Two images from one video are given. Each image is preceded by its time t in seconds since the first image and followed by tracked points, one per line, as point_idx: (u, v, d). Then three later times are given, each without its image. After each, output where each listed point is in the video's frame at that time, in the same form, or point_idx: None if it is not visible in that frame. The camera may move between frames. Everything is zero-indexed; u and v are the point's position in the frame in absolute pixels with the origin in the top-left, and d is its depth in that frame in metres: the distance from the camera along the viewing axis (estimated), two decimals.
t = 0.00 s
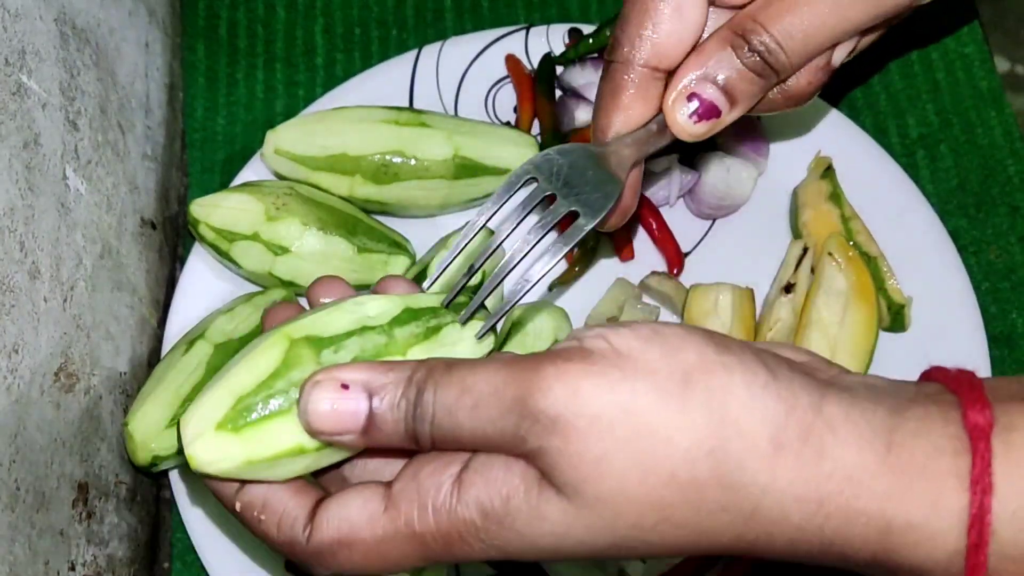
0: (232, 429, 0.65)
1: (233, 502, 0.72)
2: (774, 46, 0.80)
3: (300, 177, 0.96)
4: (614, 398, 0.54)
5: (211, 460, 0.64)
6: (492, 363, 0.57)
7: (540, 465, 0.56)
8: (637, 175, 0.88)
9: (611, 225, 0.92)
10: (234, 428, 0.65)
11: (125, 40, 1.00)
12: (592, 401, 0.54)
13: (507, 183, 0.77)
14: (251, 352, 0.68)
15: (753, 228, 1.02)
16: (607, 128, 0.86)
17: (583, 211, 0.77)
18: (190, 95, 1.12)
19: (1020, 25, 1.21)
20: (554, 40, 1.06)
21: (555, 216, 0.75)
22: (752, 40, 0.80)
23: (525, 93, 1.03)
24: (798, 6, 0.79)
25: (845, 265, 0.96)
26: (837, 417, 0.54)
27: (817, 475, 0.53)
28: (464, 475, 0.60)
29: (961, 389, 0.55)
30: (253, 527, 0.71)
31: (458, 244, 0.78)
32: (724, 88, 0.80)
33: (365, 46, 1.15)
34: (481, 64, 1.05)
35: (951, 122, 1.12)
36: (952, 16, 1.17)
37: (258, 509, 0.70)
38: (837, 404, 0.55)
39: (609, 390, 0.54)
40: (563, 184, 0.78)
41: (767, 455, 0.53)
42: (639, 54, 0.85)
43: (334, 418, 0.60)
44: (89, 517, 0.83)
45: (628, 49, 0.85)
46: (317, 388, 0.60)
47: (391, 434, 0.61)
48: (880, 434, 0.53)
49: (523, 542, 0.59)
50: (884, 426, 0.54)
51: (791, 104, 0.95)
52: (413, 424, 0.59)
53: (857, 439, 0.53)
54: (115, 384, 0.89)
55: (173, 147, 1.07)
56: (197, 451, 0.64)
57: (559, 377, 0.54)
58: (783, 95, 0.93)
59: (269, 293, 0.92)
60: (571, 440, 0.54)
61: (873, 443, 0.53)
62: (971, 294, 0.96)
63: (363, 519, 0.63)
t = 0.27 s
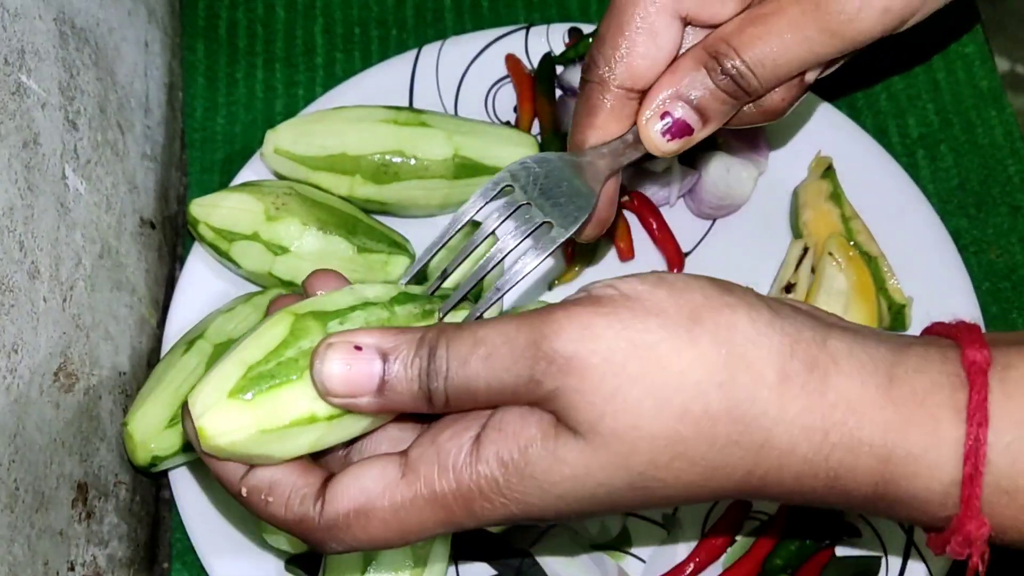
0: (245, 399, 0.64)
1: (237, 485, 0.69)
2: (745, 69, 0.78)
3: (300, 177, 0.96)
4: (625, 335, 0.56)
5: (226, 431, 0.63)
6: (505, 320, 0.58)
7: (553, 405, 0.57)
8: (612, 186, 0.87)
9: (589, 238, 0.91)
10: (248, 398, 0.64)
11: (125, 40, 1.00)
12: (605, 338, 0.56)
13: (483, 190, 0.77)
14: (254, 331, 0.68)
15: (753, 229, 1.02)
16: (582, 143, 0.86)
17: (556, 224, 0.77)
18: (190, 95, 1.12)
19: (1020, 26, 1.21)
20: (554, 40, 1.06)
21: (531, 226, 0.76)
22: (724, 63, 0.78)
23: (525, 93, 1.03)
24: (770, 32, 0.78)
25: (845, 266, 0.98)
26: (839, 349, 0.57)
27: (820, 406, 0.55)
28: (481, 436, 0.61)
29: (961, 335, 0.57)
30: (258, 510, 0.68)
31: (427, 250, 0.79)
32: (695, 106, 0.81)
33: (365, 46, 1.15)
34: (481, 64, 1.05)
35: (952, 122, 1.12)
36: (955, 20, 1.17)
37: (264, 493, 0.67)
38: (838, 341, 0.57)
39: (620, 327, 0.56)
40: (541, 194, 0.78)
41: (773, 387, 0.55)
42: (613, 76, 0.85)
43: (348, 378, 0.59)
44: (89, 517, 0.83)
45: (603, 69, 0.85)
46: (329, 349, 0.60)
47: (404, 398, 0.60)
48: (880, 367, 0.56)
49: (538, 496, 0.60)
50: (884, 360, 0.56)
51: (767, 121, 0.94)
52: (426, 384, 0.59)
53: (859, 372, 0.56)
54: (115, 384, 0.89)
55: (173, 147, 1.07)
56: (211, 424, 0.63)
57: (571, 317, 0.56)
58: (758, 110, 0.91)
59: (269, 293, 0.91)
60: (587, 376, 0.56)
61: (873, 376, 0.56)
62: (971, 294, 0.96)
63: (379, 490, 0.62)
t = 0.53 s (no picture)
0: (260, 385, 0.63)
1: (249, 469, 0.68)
2: (716, 102, 0.77)
3: (300, 177, 0.96)
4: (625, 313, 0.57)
5: (242, 416, 0.63)
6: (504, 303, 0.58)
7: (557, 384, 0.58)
8: (590, 211, 0.88)
9: (566, 259, 0.93)
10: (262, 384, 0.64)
11: (125, 40, 1.00)
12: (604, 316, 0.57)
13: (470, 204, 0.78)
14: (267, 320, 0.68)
15: (753, 228, 1.02)
16: (561, 167, 0.87)
17: (534, 245, 0.78)
18: (190, 94, 1.12)
19: (1020, 26, 1.21)
20: (554, 40, 1.06)
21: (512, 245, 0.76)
22: (696, 96, 0.77)
23: (525, 93, 1.04)
24: (742, 68, 0.75)
25: (845, 265, 0.97)
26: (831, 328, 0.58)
27: (816, 381, 0.57)
28: (490, 419, 0.61)
29: (956, 315, 0.59)
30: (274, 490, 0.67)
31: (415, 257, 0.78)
32: (668, 136, 0.80)
33: (365, 46, 1.15)
34: (481, 64, 1.05)
35: (952, 122, 1.12)
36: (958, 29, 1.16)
37: (283, 478, 0.66)
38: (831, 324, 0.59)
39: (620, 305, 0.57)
40: (522, 214, 0.79)
41: (771, 362, 0.57)
42: (591, 105, 0.86)
43: (358, 361, 0.58)
44: (89, 517, 0.83)
45: (581, 98, 0.86)
46: (340, 332, 0.59)
47: (414, 380, 0.59)
48: (873, 344, 0.58)
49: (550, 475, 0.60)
50: (875, 338, 0.58)
51: (742, 150, 0.92)
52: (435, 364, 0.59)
53: (852, 349, 0.58)
54: (115, 384, 0.89)
55: (173, 147, 1.07)
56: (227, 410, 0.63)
57: (572, 297, 0.57)
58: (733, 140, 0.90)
59: (269, 293, 0.91)
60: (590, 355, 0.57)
61: (868, 353, 0.58)
62: (971, 295, 0.96)
63: (393, 471, 0.62)
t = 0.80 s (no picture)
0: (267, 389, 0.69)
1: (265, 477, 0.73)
2: (734, 75, 0.78)
3: (300, 177, 0.96)
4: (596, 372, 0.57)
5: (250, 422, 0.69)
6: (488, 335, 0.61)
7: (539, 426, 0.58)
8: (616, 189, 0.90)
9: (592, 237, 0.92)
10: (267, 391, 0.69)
11: (125, 40, 1.00)
12: (590, 369, 0.57)
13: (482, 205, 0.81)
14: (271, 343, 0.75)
15: (753, 228, 1.02)
16: (580, 153, 0.88)
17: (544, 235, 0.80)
18: (190, 94, 1.12)
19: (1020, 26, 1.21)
20: (554, 40, 1.06)
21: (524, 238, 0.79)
22: (713, 69, 0.78)
23: (525, 93, 1.04)
24: (755, 39, 0.76)
25: (845, 266, 0.96)
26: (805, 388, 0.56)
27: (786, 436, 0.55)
28: (472, 478, 0.62)
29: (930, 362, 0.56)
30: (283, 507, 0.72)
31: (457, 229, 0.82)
32: (688, 112, 0.80)
33: (365, 46, 1.15)
34: (481, 63, 1.05)
35: (952, 122, 1.12)
36: (957, 12, 1.17)
37: (291, 496, 0.71)
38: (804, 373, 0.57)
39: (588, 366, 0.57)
40: (528, 215, 0.81)
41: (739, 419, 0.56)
42: (608, 84, 0.86)
43: (344, 369, 0.62)
44: (89, 517, 0.83)
45: (598, 79, 0.87)
46: (332, 339, 0.63)
47: (398, 395, 0.63)
48: (845, 396, 0.56)
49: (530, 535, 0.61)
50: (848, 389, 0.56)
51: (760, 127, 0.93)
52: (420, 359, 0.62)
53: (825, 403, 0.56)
54: (115, 384, 0.89)
55: (173, 147, 1.07)
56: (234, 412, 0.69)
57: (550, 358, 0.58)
58: (750, 118, 0.92)
59: (269, 293, 0.91)
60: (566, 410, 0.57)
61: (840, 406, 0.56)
62: (972, 295, 0.96)
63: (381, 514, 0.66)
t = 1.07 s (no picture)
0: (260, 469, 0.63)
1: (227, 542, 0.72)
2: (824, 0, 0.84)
3: (300, 177, 0.96)
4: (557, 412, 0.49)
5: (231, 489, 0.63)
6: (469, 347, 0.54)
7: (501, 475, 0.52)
8: (685, 136, 0.92)
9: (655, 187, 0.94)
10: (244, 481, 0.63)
11: (125, 39, 1.00)
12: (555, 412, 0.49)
13: (562, 136, 0.78)
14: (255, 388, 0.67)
15: (753, 228, 1.02)
16: (662, 88, 0.89)
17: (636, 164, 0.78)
18: (190, 95, 1.12)
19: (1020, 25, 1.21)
20: (554, 40, 1.06)
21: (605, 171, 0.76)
22: None
23: (525, 94, 1.03)
24: None
25: (845, 266, 0.95)
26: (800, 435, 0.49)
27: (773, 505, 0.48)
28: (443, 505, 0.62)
29: (915, 409, 0.50)
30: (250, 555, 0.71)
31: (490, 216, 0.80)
32: (770, 43, 0.83)
33: (365, 46, 1.15)
34: (481, 63, 1.05)
35: (952, 122, 1.12)
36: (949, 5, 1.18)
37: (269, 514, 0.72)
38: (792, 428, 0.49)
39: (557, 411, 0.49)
40: (610, 142, 0.78)
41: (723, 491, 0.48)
42: (693, 16, 0.89)
43: (293, 372, 0.52)
44: (89, 517, 0.83)
45: (683, 13, 0.90)
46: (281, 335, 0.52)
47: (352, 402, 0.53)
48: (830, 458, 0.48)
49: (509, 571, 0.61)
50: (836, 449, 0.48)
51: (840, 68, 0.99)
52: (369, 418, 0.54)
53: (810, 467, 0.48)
54: (115, 384, 0.89)
55: (173, 147, 1.07)
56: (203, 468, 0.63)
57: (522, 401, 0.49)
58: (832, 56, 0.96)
59: (269, 293, 0.91)
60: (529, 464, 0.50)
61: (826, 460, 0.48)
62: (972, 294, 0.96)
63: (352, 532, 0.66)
